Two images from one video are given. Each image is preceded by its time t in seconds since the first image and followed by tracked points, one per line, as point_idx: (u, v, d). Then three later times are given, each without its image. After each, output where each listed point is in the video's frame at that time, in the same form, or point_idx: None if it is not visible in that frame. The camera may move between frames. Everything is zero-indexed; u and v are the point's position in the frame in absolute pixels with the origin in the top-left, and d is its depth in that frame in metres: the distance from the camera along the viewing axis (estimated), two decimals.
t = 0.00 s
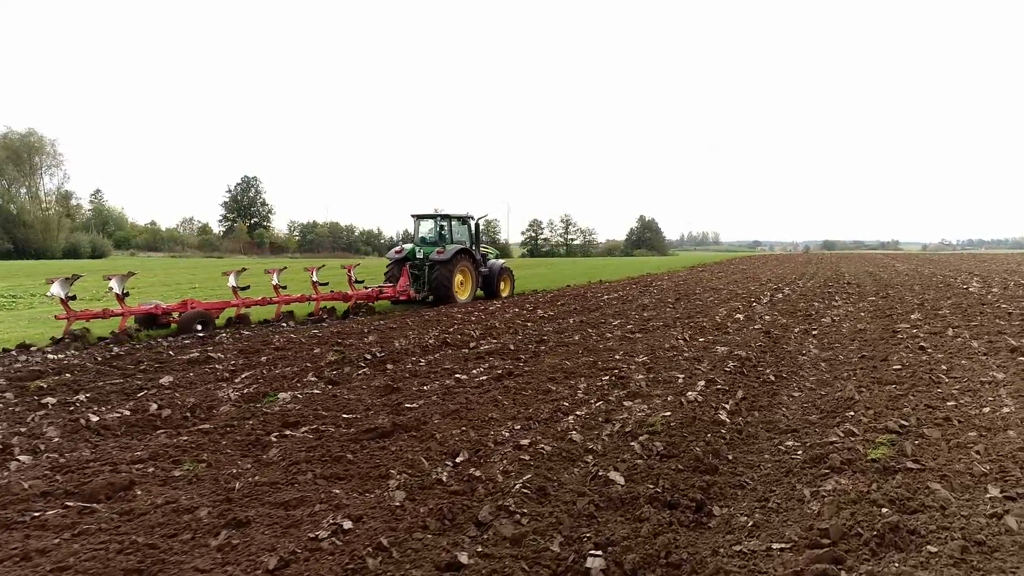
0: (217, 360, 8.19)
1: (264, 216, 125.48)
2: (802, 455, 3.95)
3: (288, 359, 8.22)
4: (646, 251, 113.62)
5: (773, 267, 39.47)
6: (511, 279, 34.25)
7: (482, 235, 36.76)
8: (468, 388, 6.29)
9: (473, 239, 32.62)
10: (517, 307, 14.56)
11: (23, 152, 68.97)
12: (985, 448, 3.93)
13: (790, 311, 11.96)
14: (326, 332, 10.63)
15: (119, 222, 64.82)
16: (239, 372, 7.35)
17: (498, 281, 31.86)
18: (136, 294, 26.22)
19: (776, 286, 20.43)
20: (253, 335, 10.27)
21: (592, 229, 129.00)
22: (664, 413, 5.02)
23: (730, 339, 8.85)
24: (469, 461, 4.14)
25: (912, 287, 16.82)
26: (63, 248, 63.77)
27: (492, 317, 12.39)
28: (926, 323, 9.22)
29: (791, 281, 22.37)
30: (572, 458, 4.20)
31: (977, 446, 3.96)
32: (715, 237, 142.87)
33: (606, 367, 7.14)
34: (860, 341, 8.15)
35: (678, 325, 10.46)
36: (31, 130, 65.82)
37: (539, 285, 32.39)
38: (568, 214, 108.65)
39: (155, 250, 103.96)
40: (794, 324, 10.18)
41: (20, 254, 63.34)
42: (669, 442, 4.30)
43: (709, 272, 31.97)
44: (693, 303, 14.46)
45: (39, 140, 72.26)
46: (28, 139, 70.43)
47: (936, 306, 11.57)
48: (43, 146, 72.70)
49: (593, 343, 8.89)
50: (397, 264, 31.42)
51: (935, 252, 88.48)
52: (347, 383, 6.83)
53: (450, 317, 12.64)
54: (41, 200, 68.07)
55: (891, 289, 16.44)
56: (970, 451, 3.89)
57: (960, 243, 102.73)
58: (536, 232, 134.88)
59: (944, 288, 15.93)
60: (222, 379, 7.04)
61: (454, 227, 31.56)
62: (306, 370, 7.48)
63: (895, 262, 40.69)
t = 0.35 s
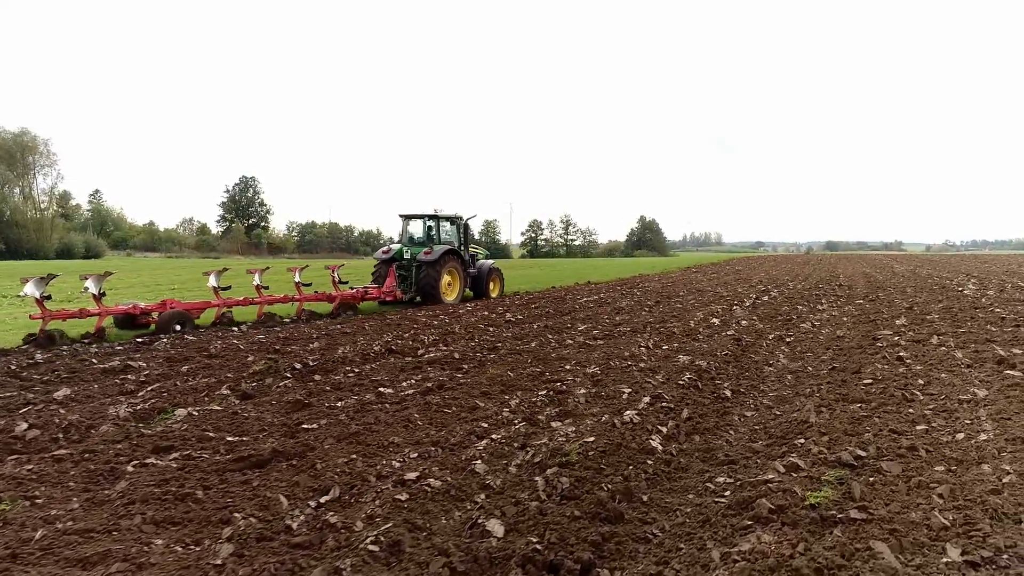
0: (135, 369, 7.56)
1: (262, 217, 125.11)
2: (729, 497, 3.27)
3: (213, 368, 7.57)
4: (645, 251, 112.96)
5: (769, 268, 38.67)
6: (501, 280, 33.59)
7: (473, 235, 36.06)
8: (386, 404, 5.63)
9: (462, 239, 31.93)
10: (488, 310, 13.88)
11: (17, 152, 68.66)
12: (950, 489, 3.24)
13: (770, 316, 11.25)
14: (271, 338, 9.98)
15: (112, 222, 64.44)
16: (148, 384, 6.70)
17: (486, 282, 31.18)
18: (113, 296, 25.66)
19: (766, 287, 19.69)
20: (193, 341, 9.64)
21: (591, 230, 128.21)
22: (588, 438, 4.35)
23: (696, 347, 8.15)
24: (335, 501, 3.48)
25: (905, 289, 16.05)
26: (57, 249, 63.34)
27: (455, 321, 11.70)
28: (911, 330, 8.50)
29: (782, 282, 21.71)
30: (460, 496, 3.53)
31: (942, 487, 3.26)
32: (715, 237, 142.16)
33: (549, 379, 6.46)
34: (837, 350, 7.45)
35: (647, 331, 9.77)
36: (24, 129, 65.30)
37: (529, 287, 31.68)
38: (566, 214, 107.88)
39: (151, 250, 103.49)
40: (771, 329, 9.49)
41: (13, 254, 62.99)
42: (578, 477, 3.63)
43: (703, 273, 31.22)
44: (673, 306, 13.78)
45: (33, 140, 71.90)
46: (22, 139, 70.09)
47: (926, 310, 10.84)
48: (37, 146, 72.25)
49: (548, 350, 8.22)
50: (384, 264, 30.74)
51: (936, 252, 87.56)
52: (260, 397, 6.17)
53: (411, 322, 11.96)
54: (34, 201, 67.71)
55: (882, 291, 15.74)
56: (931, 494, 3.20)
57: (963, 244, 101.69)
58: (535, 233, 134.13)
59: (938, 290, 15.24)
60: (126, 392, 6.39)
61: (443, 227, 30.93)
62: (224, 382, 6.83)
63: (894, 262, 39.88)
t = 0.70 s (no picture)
0: (39, 379, 6.89)
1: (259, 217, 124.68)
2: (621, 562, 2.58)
3: (123, 379, 6.89)
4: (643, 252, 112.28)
5: (764, 269, 37.88)
6: (490, 280, 32.92)
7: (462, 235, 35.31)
8: (283, 424, 4.94)
9: (451, 239, 31.16)
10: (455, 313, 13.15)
11: (9, 152, 68.18)
12: (903, 551, 2.54)
13: (748, 320, 10.51)
14: (209, 344, 9.29)
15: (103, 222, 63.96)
16: (38, 398, 6.02)
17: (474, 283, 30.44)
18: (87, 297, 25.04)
19: (754, 289, 18.92)
20: (122, 347, 8.96)
21: (590, 230, 127.40)
22: (486, 471, 3.65)
23: (657, 355, 7.43)
24: (141, 559, 2.80)
25: (896, 291, 15.33)
26: (49, 249, 62.70)
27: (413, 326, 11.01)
28: (895, 337, 7.77)
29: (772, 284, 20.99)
30: (299, 552, 2.85)
31: (893, 548, 2.56)
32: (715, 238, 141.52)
33: (481, 394, 5.76)
34: (808, 359, 6.72)
35: (611, 337, 9.05)
36: (16, 129, 64.57)
37: (517, 287, 30.95)
38: (565, 214, 107.22)
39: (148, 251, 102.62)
40: (745, 336, 8.80)
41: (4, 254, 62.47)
42: (449, 528, 2.94)
43: (695, 274, 30.46)
44: (650, 309, 13.07)
45: (25, 140, 71.35)
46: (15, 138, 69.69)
47: (914, 315, 10.09)
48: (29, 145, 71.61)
49: (497, 359, 7.53)
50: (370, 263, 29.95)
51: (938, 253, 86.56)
52: (151, 414, 5.48)
53: (368, 326, 11.26)
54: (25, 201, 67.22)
55: (872, 293, 15.05)
56: (877, 560, 2.50)
57: (965, 245, 100.68)
58: (534, 233, 133.37)
59: (929, 293, 14.53)
60: (8, 408, 5.72)
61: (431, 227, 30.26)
62: (124, 395, 6.15)
63: (892, 263, 39.12)
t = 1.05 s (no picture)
0: None
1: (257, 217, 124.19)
2: None
3: (18, 392, 6.21)
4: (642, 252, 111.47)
5: (760, 269, 37.11)
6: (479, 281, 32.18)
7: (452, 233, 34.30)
8: (153, 450, 4.26)
9: (439, 238, 30.15)
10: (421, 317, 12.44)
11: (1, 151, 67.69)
12: None
13: (726, 325, 9.77)
14: (140, 350, 8.60)
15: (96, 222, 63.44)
16: None
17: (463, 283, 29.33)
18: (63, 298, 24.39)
19: (743, 291, 18.18)
20: (44, 354, 8.27)
21: (590, 230, 126.63)
22: (346, 522, 2.97)
23: (615, 364, 6.71)
24: None
25: (890, 293, 14.57)
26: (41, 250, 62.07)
27: (369, 331, 10.30)
28: (879, 346, 7.02)
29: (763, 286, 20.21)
30: None
31: None
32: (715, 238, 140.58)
33: (399, 412, 5.06)
34: (778, 371, 6.00)
35: (573, 343, 8.33)
36: (8, 128, 63.96)
37: (505, 288, 30.24)
38: (563, 214, 106.51)
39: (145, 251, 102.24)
40: (717, 343, 8.08)
41: None
42: None
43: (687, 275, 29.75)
44: (627, 312, 12.33)
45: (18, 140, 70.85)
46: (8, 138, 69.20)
47: (904, 320, 9.34)
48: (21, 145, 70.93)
49: (438, 369, 6.83)
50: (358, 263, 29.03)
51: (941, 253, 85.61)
52: (18, 436, 4.79)
53: (322, 330, 10.55)
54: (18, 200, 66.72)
55: (864, 295, 14.29)
56: None
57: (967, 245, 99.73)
58: (532, 233, 132.62)
59: (924, 295, 13.78)
60: None
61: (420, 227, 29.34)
62: (4, 412, 5.46)
63: (890, 263, 38.42)
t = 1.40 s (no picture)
0: None
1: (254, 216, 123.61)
2: None
3: None
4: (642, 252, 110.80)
5: (756, 270, 36.28)
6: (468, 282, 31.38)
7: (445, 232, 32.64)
8: None
9: (432, 238, 28.33)
10: (385, 320, 11.72)
11: None
12: None
13: (704, 330, 9.03)
14: (61, 358, 7.88)
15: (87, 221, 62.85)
16: None
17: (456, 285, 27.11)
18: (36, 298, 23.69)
19: (732, 292, 17.41)
20: None
21: (589, 230, 125.79)
22: None
23: (566, 377, 5.97)
24: None
25: (886, 295, 13.79)
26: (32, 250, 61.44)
27: (321, 336, 9.58)
28: (866, 356, 6.27)
29: (755, 287, 19.44)
30: None
31: None
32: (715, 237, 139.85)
33: (298, 437, 4.34)
34: (746, 387, 5.27)
35: (532, 351, 7.61)
36: None
37: (494, 290, 29.48)
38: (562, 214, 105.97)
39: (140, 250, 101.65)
40: (689, 351, 7.33)
41: None
42: None
43: (679, 276, 28.95)
44: (604, 315, 11.58)
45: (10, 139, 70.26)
46: None
47: (897, 325, 8.57)
48: (14, 144, 70.32)
49: (369, 382, 6.10)
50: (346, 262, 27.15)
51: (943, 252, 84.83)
52: None
53: (272, 335, 9.82)
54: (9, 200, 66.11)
55: (858, 298, 13.51)
56: None
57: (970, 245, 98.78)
58: (531, 233, 131.80)
59: (923, 297, 13.00)
60: None
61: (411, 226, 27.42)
62: None
63: (890, 263, 37.62)
